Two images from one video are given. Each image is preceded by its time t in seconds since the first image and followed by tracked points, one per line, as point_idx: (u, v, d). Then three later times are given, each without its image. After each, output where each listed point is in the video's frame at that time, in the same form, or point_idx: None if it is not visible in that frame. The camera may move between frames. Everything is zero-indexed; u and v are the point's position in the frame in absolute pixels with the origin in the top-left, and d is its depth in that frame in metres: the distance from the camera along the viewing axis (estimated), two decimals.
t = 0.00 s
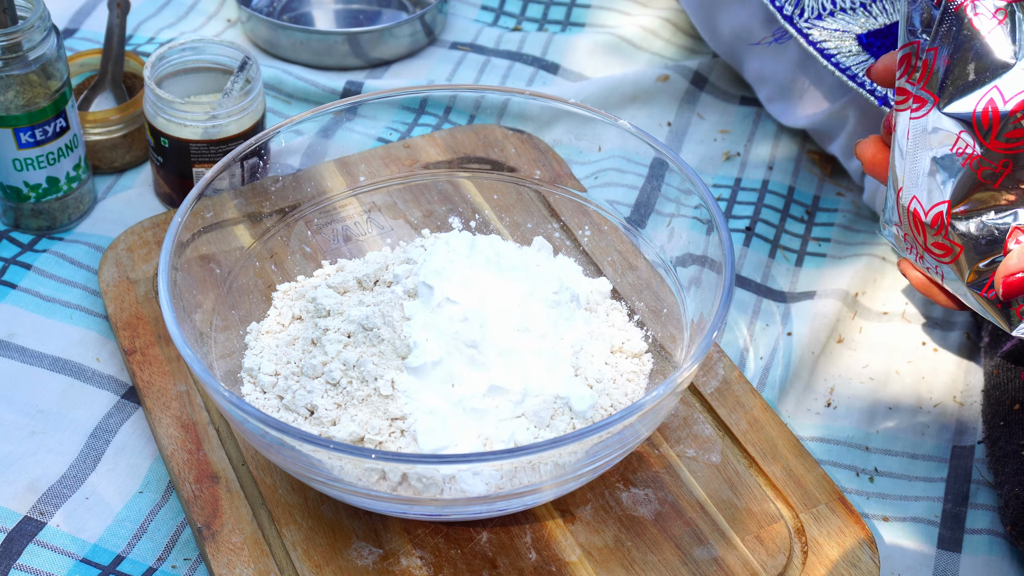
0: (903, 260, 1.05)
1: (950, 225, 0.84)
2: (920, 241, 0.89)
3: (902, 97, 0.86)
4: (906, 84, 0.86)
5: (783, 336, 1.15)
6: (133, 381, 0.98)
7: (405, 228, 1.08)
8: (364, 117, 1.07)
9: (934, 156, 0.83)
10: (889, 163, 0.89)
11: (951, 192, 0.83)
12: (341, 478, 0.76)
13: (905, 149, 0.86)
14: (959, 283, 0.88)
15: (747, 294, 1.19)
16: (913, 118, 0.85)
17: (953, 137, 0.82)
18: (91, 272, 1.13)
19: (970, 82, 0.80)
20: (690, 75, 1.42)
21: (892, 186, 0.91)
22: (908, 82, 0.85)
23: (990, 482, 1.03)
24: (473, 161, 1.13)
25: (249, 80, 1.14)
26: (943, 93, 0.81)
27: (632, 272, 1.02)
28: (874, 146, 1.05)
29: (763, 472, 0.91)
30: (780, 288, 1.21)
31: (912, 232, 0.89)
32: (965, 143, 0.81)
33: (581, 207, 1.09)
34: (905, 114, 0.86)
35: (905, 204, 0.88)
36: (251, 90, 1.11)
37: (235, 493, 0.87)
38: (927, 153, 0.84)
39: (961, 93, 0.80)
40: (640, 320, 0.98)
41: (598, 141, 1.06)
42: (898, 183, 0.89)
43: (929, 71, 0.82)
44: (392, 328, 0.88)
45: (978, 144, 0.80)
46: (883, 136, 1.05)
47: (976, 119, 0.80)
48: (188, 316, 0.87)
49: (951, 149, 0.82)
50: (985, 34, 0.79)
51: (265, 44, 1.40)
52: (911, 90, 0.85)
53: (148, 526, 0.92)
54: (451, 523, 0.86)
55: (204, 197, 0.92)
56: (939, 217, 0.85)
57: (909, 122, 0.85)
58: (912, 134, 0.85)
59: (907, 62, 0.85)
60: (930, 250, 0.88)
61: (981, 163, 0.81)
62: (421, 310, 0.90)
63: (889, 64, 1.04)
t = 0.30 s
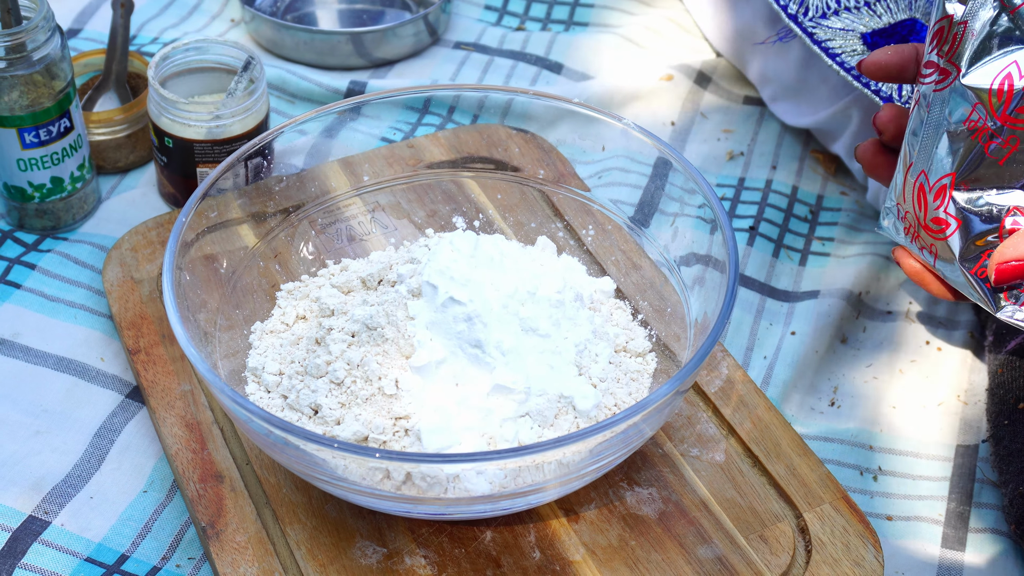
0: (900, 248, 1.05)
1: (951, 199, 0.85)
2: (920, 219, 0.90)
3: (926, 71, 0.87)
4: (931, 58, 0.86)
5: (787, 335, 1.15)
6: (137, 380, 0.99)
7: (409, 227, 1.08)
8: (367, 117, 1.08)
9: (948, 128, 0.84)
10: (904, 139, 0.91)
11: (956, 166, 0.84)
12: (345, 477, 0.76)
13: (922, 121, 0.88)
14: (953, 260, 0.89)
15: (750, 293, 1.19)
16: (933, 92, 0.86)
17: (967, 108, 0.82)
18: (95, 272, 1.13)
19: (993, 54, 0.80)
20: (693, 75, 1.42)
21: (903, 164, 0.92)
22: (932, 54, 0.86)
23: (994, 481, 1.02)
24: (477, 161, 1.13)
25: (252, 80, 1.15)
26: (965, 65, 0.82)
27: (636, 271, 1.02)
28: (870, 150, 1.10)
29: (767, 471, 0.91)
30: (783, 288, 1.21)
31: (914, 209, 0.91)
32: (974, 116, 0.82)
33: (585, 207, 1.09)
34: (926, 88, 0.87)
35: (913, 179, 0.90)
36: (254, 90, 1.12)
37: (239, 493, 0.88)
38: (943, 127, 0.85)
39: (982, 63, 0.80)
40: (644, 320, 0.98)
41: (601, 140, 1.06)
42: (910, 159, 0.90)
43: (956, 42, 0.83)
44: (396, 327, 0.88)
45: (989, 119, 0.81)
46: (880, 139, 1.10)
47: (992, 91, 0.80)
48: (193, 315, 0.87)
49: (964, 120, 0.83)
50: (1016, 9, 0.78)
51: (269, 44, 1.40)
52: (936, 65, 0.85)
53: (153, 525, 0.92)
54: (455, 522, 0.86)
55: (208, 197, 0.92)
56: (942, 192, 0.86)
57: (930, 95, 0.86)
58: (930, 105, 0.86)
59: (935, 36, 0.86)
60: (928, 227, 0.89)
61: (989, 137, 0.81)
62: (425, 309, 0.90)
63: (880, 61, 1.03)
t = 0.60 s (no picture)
0: (902, 267, 1.01)
1: (952, 220, 0.82)
2: (919, 241, 0.86)
3: (910, 93, 0.85)
4: (914, 79, 0.84)
5: (788, 336, 1.14)
6: (138, 382, 0.99)
7: (410, 228, 1.08)
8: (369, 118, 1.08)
9: (940, 149, 0.81)
10: (894, 161, 0.88)
11: (953, 186, 0.81)
12: (345, 478, 0.76)
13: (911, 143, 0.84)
14: (959, 281, 0.85)
15: (751, 294, 1.19)
16: (921, 112, 0.83)
17: (958, 128, 0.80)
18: (96, 273, 1.13)
19: (977, 73, 0.78)
20: (695, 76, 1.42)
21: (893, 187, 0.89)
22: (916, 78, 0.83)
23: (996, 483, 1.02)
24: (478, 162, 1.13)
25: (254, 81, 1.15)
26: (950, 86, 0.79)
27: (637, 273, 1.02)
28: (863, 166, 1.10)
29: (768, 472, 0.91)
30: (785, 289, 1.20)
31: (913, 231, 0.87)
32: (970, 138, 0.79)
33: (586, 208, 1.09)
34: (914, 109, 0.84)
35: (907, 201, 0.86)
36: (256, 91, 1.11)
37: (241, 494, 0.88)
38: (933, 149, 0.82)
39: (967, 84, 0.78)
40: (645, 321, 0.98)
41: (602, 141, 1.06)
42: (901, 181, 0.87)
43: (939, 62, 0.80)
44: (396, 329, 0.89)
45: (981, 138, 0.78)
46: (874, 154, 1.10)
47: (981, 111, 0.78)
48: (193, 317, 0.87)
49: (956, 141, 0.80)
50: (995, 25, 0.76)
51: (270, 45, 1.40)
52: (921, 86, 0.83)
53: (154, 526, 0.92)
54: (456, 523, 0.86)
55: (210, 198, 0.93)
56: (942, 214, 0.83)
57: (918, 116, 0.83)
58: (920, 126, 0.83)
59: (917, 57, 0.83)
60: (930, 250, 0.86)
61: (985, 156, 0.79)
62: (426, 310, 0.90)
63: (873, 81, 1.03)
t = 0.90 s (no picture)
0: (859, 241, 0.98)
1: (908, 182, 0.82)
2: (878, 207, 0.87)
3: (865, 54, 0.83)
4: (870, 39, 0.82)
5: (788, 340, 1.15)
6: (140, 385, 0.99)
7: (411, 232, 1.08)
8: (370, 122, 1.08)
9: (899, 110, 0.81)
10: (849, 125, 0.87)
11: (913, 147, 0.81)
12: (347, 482, 0.76)
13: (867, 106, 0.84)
14: (918, 246, 0.86)
15: (752, 297, 1.19)
16: (878, 73, 0.82)
17: (918, 86, 0.79)
18: (98, 276, 1.13)
19: (937, 29, 0.76)
20: (695, 79, 1.42)
21: (851, 152, 0.89)
22: (869, 37, 0.82)
23: (996, 485, 1.02)
24: (479, 165, 1.13)
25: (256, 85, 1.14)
26: (910, 43, 0.78)
27: (638, 276, 1.02)
28: (818, 137, 1.11)
29: (769, 476, 0.91)
30: (785, 292, 1.20)
31: (869, 196, 0.88)
32: (930, 93, 0.78)
33: (586, 211, 1.09)
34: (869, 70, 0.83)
35: (864, 167, 0.87)
36: (257, 95, 1.11)
37: (242, 497, 0.88)
38: (891, 109, 0.82)
39: (927, 40, 0.77)
40: (646, 324, 0.98)
41: (604, 145, 1.06)
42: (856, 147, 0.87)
43: (896, 20, 0.79)
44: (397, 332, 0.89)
45: (942, 94, 0.77)
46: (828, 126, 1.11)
47: (942, 65, 0.76)
48: (195, 320, 0.87)
49: (915, 99, 0.79)
50: None
51: (271, 49, 1.40)
52: (878, 44, 0.81)
53: (155, 530, 0.92)
54: (457, 527, 0.86)
55: (211, 201, 0.93)
56: (900, 176, 0.83)
57: (874, 78, 0.82)
58: (876, 88, 0.82)
59: (870, 16, 0.81)
60: (888, 215, 0.87)
61: (946, 113, 0.78)
62: (427, 314, 0.90)
63: (827, 46, 1.04)
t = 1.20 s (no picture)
0: (720, 265, 0.71)
1: (752, 162, 0.62)
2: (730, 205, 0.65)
3: (688, 41, 0.64)
4: (691, 22, 0.64)
5: (789, 341, 1.14)
6: (140, 387, 0.99)
7: (411, 234, 1.08)
8: (371, 123, 1.07)
9: (732, 85, 0.62)
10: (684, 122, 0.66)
11: (752, 121, 0.62)
12: (347, 484, 0.76)
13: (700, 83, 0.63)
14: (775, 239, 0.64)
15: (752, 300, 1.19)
16: (705, 54, 0.63)
17: (748, 50, 0.61)
18: (98, 278, 1.13)
19: None
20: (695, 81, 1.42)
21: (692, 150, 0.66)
22: (688, 21, 0.64)
23: (997, 488, 1.02)
24: (479, 167, 1.13)
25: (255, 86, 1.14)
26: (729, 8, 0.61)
27: (638, 278, 1.02)
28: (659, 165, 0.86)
29: (770, 478, 0.91)
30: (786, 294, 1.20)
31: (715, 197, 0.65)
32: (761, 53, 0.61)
33: (587, 213, 1.09)
34: (694, 60, 0.64)
35: (707, 161, 0.65)
36: (257, 97, 1.11)
37: (242, 500, 0.87)
38: (724, 87, 0.62)
39: None
40: (647, 326, 0.98)
41: (604, 147, 1.06)
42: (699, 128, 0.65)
43: None
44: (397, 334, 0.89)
45: (773, 54, 0.61)
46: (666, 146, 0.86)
47: (768, 28, 0.60)
48: (195, 322, 0.87)
49: (749, 71, 0.61)
50: None
51: (271, 51, 1.40)
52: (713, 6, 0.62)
53: (155, 533, 0.92)
54: (457, 529, 0.86)
55: (211, 203, 0.93)
56: (745, 158, 0.63)
57: (701, 62, 0.63)
58: (706, 71, 0.63)
59: None
60: (738, 212, 0.64)
61: (780, 73, 0.61)
62: (427, 315, 0.90)
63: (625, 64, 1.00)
